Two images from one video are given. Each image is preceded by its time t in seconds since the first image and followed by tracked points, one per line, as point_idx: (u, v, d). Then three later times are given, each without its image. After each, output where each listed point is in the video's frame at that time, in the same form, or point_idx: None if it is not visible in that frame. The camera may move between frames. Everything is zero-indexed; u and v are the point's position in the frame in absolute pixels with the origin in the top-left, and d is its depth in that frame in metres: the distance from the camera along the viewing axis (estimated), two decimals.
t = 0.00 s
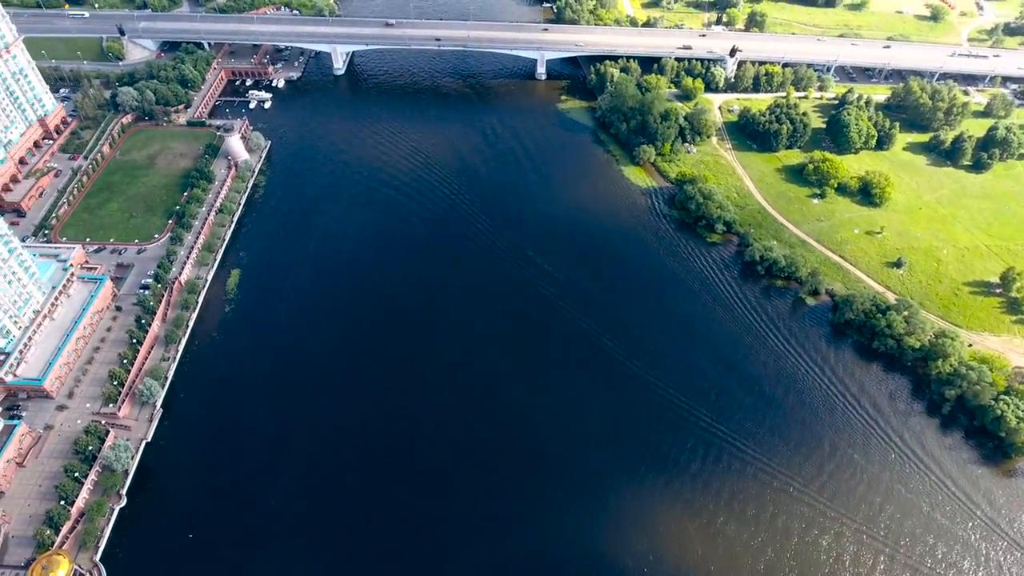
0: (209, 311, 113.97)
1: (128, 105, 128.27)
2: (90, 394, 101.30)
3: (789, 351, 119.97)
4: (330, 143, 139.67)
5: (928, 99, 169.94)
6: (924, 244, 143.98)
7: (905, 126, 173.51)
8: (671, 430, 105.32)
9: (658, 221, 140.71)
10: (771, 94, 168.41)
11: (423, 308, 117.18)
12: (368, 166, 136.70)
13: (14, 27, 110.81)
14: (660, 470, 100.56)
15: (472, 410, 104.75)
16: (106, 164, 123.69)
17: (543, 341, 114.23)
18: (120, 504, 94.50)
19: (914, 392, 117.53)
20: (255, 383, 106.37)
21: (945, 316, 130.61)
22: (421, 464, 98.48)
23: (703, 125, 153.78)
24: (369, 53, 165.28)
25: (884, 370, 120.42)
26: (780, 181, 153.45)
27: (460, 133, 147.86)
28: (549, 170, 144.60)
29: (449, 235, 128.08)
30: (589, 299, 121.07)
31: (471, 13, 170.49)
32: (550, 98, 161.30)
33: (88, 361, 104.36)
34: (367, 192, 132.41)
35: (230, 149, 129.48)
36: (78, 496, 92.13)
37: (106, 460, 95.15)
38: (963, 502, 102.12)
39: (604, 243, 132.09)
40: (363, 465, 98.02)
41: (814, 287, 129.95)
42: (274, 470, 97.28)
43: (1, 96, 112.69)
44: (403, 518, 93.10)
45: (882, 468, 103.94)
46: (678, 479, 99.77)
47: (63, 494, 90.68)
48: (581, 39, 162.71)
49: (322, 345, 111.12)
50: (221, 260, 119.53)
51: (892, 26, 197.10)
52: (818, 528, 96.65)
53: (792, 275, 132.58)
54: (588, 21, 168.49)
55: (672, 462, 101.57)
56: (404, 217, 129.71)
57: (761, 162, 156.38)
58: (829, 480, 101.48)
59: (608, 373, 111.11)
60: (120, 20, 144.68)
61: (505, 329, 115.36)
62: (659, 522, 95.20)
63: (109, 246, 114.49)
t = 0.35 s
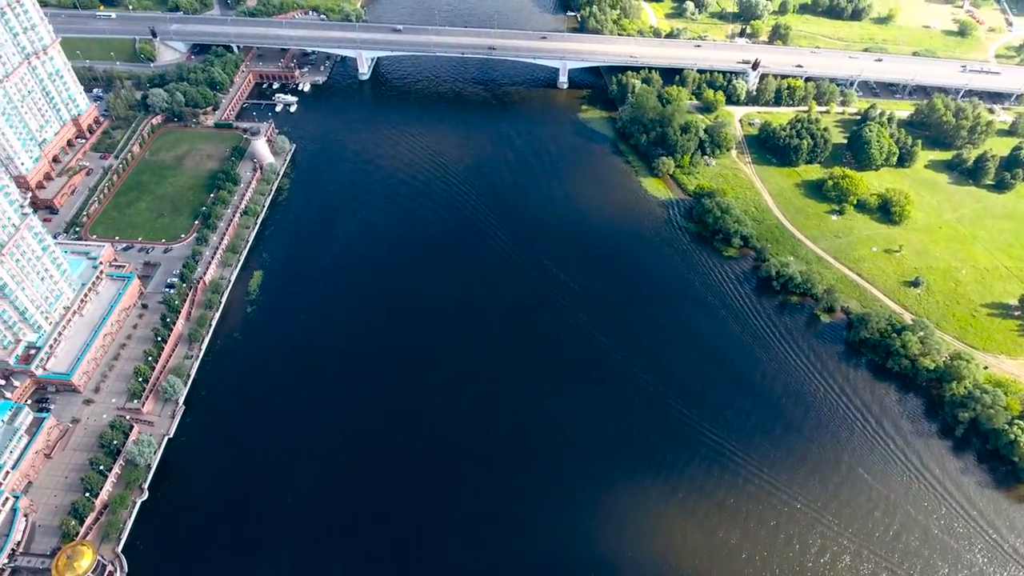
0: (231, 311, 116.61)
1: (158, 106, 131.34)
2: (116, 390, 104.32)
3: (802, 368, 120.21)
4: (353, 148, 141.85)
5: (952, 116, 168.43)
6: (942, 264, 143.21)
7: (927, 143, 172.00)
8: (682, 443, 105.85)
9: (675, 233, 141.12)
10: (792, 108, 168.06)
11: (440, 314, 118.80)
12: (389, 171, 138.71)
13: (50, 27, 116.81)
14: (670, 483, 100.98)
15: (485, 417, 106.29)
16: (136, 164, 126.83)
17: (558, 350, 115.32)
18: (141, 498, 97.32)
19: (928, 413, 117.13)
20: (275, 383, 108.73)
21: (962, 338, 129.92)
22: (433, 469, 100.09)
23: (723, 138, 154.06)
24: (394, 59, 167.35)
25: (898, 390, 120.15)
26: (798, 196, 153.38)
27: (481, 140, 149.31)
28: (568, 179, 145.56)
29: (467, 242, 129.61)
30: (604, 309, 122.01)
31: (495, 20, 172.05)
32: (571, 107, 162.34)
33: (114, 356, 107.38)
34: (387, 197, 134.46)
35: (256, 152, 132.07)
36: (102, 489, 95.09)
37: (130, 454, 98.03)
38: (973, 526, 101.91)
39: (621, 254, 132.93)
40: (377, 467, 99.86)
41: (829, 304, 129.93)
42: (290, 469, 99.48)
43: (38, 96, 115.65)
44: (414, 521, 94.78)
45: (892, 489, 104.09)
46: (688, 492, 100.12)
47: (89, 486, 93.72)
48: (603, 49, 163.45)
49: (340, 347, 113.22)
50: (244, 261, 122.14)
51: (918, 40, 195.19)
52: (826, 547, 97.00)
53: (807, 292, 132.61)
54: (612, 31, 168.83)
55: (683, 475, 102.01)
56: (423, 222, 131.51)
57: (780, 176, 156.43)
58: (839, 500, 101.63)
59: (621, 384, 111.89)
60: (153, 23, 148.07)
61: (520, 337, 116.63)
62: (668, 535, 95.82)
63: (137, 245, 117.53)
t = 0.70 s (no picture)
0: (253, 311, 119.16)
1: (187, 108, 134.43)
2: (140, 386, 107.39)
3: (815, 385, 120.50)
4: (375, 152, 144.01)
5: (975, 135, 166.76)
6: (960, 284, 141.91)
7: (949, 161, 170.22)
8: (693, 456, 106.42)
9: (692, 246, 141.67)
10: (813, 123, 167.81)
11: (456, 320, 120.38)
12: (410, 176, 140.63)
13: (86, 33, 120.45)
14: (680, 496, 101.62)
15: (498, 424, 107.74)
16: (164, 164, 129.96)
17: (572, 359, 116.50)
18: (162, 493, 100.10)
19: (941, 435, 116.53)
20: (293, 384, 111.04)
21: (977, 360, 128.61)
22: (446, 474, 101.70)
23: (742, 152, 154.41)
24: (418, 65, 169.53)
25: (910, 410, 119.79)
26: (816, 212, 153.21)
27: (500, 148, 150.76)
28: (586, 189, 146.60)
29: (485, 249, 131.14)
30: (618, 321, 122.96)
31: (519, 28, 173.36)
32: (591, 116, 163.33)
33: (139, 353, 110.50)
34: (407, 202, 136.30)
35: (280, 155, 134.66)
36: (125, 483, 97.98)
37: (152, 449, 100.89)
38: (983, 551, 101.45)
39: (636, 265, 133.78)
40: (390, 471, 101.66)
41: (844, 321, 129.78)
42: (305, 469, 101.66)
43: (72, 97, 118.81)
44: (425, 525, 96.35)
45: (902, 510, 104.11)
46: (697, 506, 100.74)
47: (112, 480, 96.66)
48: (625, 59, 164.06)
49: (358, 350, 115.33)
50: (267, 263, 124.71)
51: (944, 56, 193.25)
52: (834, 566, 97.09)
53: (822, 308, 132.61)
54: (634, 42, 169.26)
55: (692, 488, 102.63)
56: (442, 228, 133.26)
57: (799, 191, 156.36)
58: (849, 519, 101.72)
59: (633, 396, 112.78)
60: (184, 25, 151.39)
61: (534, 345, 117.92)
62: (675, 548, 96.54)
63: (163, 244, 120.58)
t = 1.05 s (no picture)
0: (275, 311, 121.81)
1: (216, 110, 137.60)
2: (165, 381, 110.57)
3: (829, 403, 120.67)
4: (398, 157, 146.07)
5: (1001, 154, 164.43)
6: (979, 306, 139.77)
7: (973, 180, 167.72)
8: (703, 470, 106.76)
9: (709, 259, 141.89)
10: (836, 138, 167.12)
11: (473, 326, 122.04)
12: (431, 181, 142.45)
13: (121, 35, 123.64)
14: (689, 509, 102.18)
15: (511, 431, 109.14)
16: (193, 164, 133.18)
17: (585, 369, 117.58)
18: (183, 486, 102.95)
19: (952, 457, 115.93)
20: (312, 385, 113.44)
21: (994, 384, 126.61)
22: (458, 479, 103.23)
23: (763, 166, 154.43)
24: (443, 72, 171.61)
25: (923, 432, 119.14)
26: (836, 228, 152.48)
27: (521, 155, 152.01)
28: (605, 200, 147.44)
29: (503, 256, 132.65)
30: (633, 333, 123.81)
31: (543, 36, 174.56)
32: (613, 126, 164.13)
33: (165, 349, 113.71)
34: (427, 207, 138.12)
35: (306, 159, 137.23)
36: (148, 476, 101.05)
37: (175, 444, 103.83)
38: None
39: (653, 277, 134.62)
40: (404, 473, 103.53)
41: (860, 340, 129.24)
42: (322, 469, 103.93)
43: (107, 97, 121.94)
44: (437, 528, 98.02)
45: (912, 532, 104.06)
46: (706, 520, 101.33)
47: (136, 472, 99.77)
48: (648, 70, 164.54)
49: (376, 353, 117.41)
50: (290, 264, 127.29)
51: (972, 72, 190.53)
52: None
53: (838, 326, 132.12)
54: (658, 52, 169.37)
55: (702, 502, 103.05)
56: (461, 235, 134.96)
57: (818, 207, 155.80)
58: (857, 539, 102.09)
59: (645, 408, 113.59)
60: (216, 28, 154.74)
61: (549, 354, 119.20)
62: (683, 561, 97.34)
63: (191, 243, 123.68)
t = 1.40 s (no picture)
0: (298, 311, 124.28)
1: (246, 111, 140.92)
2: (190, 377, 113.70)
3: (844, 421, 119.75)
4: (421, 162, 148.06)
5: None
6: (1000, 329, 136.72)
7: (999, 200, 163.55)
8: (714, 482, 106.53)
9: (726, 273, 141.50)
10: (860, 154, 165.99)
11: (490, 332, 123.54)
12: (453, 187, 144.13)
13: (158, 37, 126.45)
14: (699, 521, 101.84)
15: (524, 437, 109.99)
16: (222, 164, 136.40)
17: (600, 379, 118.30)
18: (205, 480, 105.60)
19: (967, 481, 113.85)
20: (331, 385, 115.67)
21: (1012, 409, 123.67)
22: (471, 482, 104.32)
23: (785, 180, 153.96)
24: (469, 78, 173.56)
25: (937, 453, 117.43)
26: (856, 245, 150.94)
27: (542, 162, 153.19)
28: (625, 210, 148.07)
29: (521, 264, 133.99)
30: (648, 344, 124.43)
31: (569, 44, 175.67)
32: (635, 137, 164.63)
33: (190, 346, 116.89)
34: (448, 213, 139.84)
35: (331, 162, 139.72)
36: (171, 469, 103.94)
37: (198, 439, 106.66)
38: None
39: (670, 289, 135.04)
40: (418, 475, 105.06)
41: (876, 359, 127.78)
42: (339, 468, 106.14)
43: (142, 97, 124.96)
44: (449, 530, 99.33)
45: (925, 555, 103.08)
46: (716, 532, 100.92)
47: (159, 465, 102.77)
48: (672, 81, 164.70)
49: (394, 356, 119.24)
50: (313, 265, 129.72)
51: (1003, 89, 187.02)
52: None
53: (855, 344, 130.61)
54: (683, 63, 169.32)
55: (713, 515, 102.77)
56: (480, 241, 136.48)
57: (839, 223, 154.50)
58: (872, 560, 101.01)
59: (658, 419, 113.83)
60: (248, 30, 158.22)
61: (564, 362, 120.16)
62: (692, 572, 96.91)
63: (217, 242, 126.74)
